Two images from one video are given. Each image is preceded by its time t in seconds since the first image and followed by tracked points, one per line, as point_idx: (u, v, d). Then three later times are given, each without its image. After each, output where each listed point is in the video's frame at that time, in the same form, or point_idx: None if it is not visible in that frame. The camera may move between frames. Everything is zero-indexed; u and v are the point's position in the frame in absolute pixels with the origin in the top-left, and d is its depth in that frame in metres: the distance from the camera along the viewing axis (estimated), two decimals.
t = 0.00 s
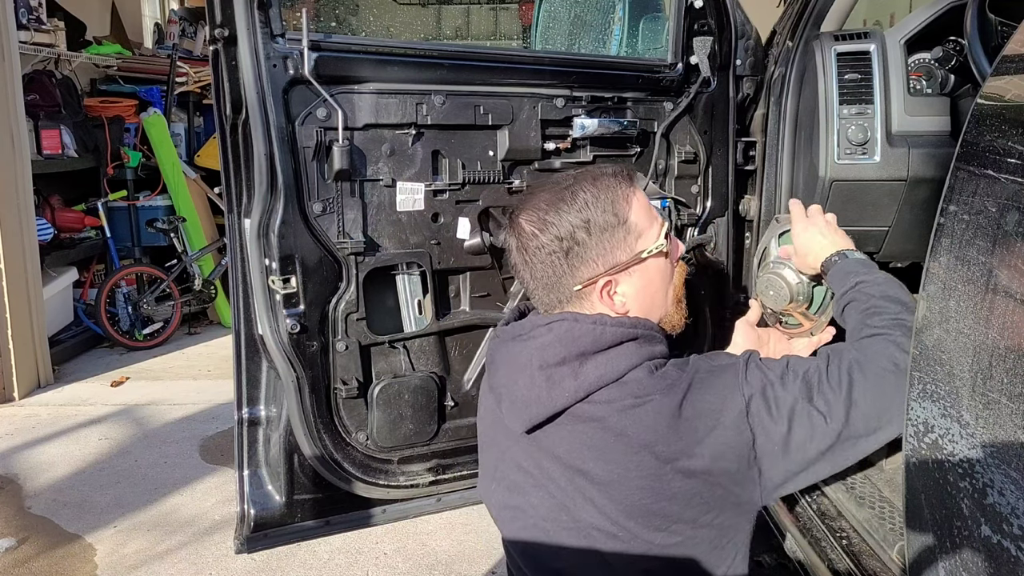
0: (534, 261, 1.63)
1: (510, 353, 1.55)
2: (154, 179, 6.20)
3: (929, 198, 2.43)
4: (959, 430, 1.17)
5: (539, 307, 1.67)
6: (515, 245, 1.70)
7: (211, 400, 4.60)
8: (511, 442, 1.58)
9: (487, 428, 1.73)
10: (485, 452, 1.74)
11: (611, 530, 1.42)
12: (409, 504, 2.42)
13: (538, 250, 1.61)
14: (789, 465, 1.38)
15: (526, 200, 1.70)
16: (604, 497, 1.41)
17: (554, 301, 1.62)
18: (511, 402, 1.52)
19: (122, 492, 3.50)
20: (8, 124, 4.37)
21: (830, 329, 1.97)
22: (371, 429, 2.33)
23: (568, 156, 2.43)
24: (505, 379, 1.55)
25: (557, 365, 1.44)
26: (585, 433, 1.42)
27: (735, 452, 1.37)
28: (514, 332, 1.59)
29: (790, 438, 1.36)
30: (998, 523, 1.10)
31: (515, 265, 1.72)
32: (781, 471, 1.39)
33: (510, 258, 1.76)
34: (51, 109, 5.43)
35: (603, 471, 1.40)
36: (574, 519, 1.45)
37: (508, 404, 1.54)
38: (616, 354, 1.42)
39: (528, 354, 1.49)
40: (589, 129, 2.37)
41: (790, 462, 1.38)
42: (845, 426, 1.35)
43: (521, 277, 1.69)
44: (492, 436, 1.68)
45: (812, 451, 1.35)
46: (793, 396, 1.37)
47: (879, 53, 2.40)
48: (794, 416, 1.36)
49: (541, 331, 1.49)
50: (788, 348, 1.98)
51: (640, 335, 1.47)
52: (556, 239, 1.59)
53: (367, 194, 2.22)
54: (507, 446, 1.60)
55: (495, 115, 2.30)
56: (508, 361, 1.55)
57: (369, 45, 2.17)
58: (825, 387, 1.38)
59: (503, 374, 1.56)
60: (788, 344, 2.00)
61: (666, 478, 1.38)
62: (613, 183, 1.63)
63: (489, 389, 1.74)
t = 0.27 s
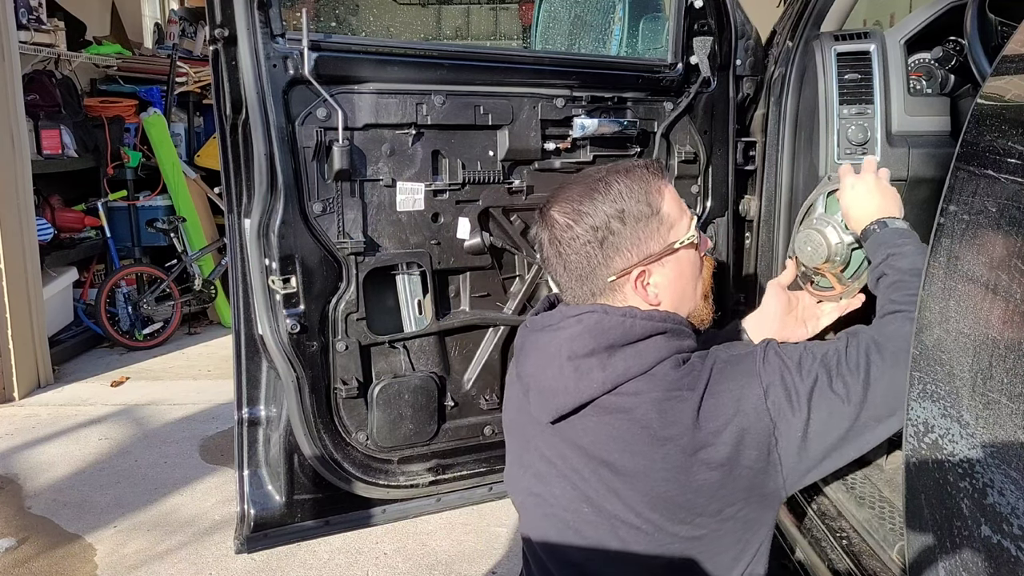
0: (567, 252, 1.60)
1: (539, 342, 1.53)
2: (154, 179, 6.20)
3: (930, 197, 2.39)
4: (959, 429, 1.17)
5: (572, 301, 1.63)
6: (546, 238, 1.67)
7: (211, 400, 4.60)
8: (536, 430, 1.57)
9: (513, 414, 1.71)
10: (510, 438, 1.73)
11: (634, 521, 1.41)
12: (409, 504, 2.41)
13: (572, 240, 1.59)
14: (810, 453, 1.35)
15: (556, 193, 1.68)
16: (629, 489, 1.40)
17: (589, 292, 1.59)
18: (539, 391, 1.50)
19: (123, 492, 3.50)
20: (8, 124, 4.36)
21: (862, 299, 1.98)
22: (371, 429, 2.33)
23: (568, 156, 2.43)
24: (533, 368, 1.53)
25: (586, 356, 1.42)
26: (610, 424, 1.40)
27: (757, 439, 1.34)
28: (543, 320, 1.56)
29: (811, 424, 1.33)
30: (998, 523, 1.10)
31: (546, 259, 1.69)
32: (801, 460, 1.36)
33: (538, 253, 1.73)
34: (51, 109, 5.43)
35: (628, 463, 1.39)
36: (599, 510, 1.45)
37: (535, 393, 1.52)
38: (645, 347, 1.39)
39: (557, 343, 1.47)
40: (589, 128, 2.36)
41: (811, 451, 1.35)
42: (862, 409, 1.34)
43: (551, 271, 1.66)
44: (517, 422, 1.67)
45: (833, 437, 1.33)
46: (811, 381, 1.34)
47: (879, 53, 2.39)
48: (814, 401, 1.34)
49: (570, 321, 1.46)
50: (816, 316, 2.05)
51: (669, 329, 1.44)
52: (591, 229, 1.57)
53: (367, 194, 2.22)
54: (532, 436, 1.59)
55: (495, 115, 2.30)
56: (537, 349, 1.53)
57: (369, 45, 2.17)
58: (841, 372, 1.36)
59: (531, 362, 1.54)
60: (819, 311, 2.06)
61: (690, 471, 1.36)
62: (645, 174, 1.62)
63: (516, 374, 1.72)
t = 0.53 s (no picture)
0: (592, 247, 1.57)
1: (557, 337, 1.52)
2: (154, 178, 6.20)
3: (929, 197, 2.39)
4: (960, 430, 1.17)
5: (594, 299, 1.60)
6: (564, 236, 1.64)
7: (211, 400, 4.60)
8: (553, 424, 1.57)
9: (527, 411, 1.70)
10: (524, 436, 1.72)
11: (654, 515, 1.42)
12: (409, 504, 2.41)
13: (596, 236, 1.57)
14: (832, 455, 1.34)
15: (572, 189, 1.65)
16: (651, 482, 1.41)
17: (614, 287, 1.57)
18: (558, 387, 1.49)
19: (123, 491, 3.50)
20: (8, 124, 4.36)
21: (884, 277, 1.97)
22: (371, 429, 2.33)
23: (568, 156, 2.43)
24: (550, 363, 1.52)
25: (609, 351, 1.41)
26: (630, 418, 1.40)
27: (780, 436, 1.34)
28: (561, 316, 1.55)
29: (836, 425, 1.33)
30: (998, 523, 1.10)
31: (563, 257, 1.65)
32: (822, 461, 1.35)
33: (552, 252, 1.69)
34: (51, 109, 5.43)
35: (649, 456, 1.39)
36: (618, 503, 1.46)
37: (553, 389, 1.51)
38: (668, 342, 1.40)
39: (577, 338, 1.46)
40: (589, 129, 2.36)
41: (834, 452, 1.34)
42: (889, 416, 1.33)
43: (571, 270, 1.63)
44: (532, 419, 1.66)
45: (857, 439, 1.32)
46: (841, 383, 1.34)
47: (879, 53, 2.39)
48: (841, 402, 1.34)
49: (591, 316, 1.46)
50: (841, 294, 1.98)
51: (689, 324, 1.46)
52: (616, 222, 1.56)
53: (367, 194, 2.22)
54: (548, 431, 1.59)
55: (495, 115, 2.30)
56: (555, 345, 1.52)
57: (369, 45, 2.17)
58: (871, 379, 1.36)
59: (548, 358, 1.53)
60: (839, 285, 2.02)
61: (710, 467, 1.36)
62: (660, 168, 1.63)
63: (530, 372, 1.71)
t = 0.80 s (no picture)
0: (599, 244, 1.57)
1: (564, 335, 1.50)
2: (154, 179, 6.20)
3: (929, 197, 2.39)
4: (959, 430, 1.17)
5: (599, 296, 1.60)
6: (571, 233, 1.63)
7: (211, 400, 4.60)
8: (559, 423, 1.56)
9: (532, 409, 1.69)
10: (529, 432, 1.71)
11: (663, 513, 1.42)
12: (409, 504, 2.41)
13: (605, 232, 1.57)
14: (836, 462, 1.35)
15: (580, 186, 1.65)
16: (659, 480, 1.41)
17: (620, 285, 1.57)
18: (566, 386, 1.47)
19: (123, 492, 3.50)
20: (8, 123, 4.36)
21: (868, 273, 1.96)
22: (371, 429, 2.33)
23: (568, 156, 2.43)
24: (558, 361, 1.50)
25: (618, 350, 1.39)
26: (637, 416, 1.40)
27: (789, 441, 1.34)
28: (568, 313, 1.53)
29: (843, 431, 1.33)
30: (998, 523, 1.09)
31: (569, 254, 1.65)
32: (825, 468, 1.36)
33: (558, 249, 1.69)
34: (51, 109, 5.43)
35: (658, 454, 1.39)
36: (625, 502, 1.46)
37: (561, 387, 1.49)
38: (677, 339, 1.40)
39: (586, 336, 1.44)
40: (589, 129, 2.36)
41: (839, 459, 1.34)
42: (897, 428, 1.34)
43: (579, 268, 1.62)
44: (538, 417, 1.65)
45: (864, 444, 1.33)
46: (852, 391, 1.34)
47: (879, 53, 2.39)
48: (851, 410, 1.34)
49: (600, 314, 1.44)
50: (825, 292, 1.99)
51: (696, 322, 1.45)
52: (625, 220, 1.56)
53: (367, 194, 2.22)
54: (554, 429, 1.59)
55: (496, 115, 2.30)
56: (562, 343, 1.50)
57: (368, 45, 2.17)
58: (882, 389, 1.36)
59: (556, 355, 1.51)
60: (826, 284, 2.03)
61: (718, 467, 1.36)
62: (668, 168, 1.64)
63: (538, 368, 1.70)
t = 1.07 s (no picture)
0: (600, 245, 1.58)
1: (563, 333, 1.51)
2: (154, 179, 6.20)
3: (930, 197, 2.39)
4: (959, 430, 1.17)
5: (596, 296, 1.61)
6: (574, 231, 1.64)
7: (211, 400, 4.60)
8: (559, 423, 1.57)
9: (531, 407, 1.70)
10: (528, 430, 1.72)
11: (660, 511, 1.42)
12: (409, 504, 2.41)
13: (606, 234, 1.57)
14: (826, 467, 1.34)
15: (587, 184, 1.65)
16: (657, 479, 1.41)
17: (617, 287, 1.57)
18: (563, 383, 1.48)
19: (123, 491, 3.50)
20: (8, 123, 4.36)
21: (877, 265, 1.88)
22: (371, 428, 2.33)
23: (568, 155, 2.43)
24: (557, 359, 1.51)
25: (615, 348, 1.40)
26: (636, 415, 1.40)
27: (778, 448, 1.33)
28: (567, 311, 1.54)
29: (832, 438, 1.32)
30: (998, 523, 1.09)
31: (571, 251, 1.65)
32: (815, 471, 1.36)
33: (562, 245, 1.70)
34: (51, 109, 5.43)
35: (656, 452, 1.39)
36: (621, 499, 1.47)
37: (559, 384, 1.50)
38: (674, 338, 1.40)
39: (583, 334, 1.44)
40: (589, 129, 2.36)
41: (829, 463, 1.34)
42: (891, 435, 1.32)
43: (579, 266, 1.63)
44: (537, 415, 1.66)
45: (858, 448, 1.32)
46: (843, 397, 1.32)
47: (879, 53, 2.39)
48: (841, 417, 1.32)
49: (597, 312, 1.44)
50: (830, 285, 1.97)
51: (694, 321, 1.45)
52: (625, 223, 1.56)
53: (367, 194, 2.22)
54: (553, 428, 1.59)
55: (496, 115, 2.30)
56: (560, 340, 1.50)
57: (368, 45, 2.17)
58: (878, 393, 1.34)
59: (555, 353, 1.52)
60: (829, 268, 2.01)
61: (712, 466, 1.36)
62: (675, 171, 1.62)
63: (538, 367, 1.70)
